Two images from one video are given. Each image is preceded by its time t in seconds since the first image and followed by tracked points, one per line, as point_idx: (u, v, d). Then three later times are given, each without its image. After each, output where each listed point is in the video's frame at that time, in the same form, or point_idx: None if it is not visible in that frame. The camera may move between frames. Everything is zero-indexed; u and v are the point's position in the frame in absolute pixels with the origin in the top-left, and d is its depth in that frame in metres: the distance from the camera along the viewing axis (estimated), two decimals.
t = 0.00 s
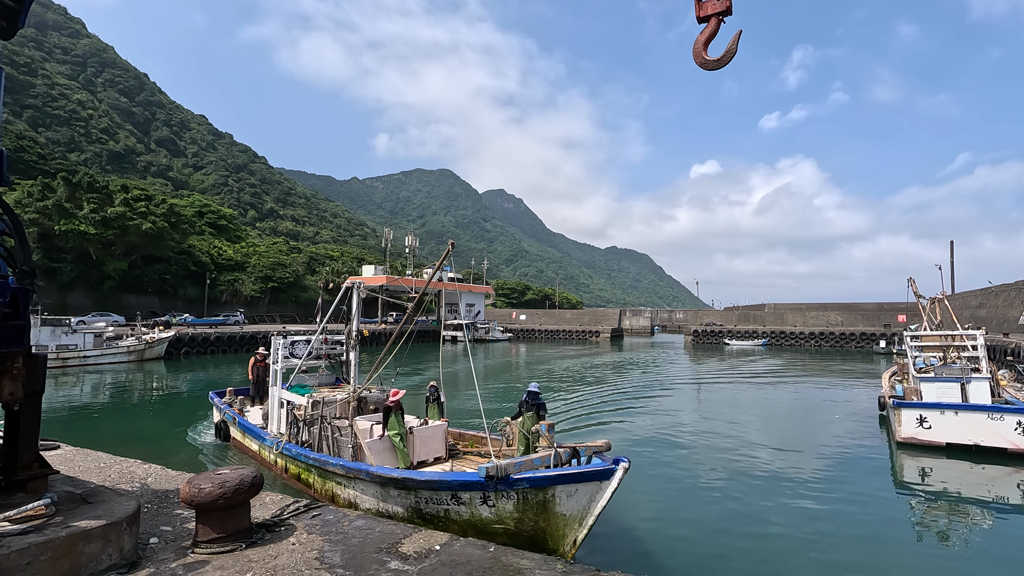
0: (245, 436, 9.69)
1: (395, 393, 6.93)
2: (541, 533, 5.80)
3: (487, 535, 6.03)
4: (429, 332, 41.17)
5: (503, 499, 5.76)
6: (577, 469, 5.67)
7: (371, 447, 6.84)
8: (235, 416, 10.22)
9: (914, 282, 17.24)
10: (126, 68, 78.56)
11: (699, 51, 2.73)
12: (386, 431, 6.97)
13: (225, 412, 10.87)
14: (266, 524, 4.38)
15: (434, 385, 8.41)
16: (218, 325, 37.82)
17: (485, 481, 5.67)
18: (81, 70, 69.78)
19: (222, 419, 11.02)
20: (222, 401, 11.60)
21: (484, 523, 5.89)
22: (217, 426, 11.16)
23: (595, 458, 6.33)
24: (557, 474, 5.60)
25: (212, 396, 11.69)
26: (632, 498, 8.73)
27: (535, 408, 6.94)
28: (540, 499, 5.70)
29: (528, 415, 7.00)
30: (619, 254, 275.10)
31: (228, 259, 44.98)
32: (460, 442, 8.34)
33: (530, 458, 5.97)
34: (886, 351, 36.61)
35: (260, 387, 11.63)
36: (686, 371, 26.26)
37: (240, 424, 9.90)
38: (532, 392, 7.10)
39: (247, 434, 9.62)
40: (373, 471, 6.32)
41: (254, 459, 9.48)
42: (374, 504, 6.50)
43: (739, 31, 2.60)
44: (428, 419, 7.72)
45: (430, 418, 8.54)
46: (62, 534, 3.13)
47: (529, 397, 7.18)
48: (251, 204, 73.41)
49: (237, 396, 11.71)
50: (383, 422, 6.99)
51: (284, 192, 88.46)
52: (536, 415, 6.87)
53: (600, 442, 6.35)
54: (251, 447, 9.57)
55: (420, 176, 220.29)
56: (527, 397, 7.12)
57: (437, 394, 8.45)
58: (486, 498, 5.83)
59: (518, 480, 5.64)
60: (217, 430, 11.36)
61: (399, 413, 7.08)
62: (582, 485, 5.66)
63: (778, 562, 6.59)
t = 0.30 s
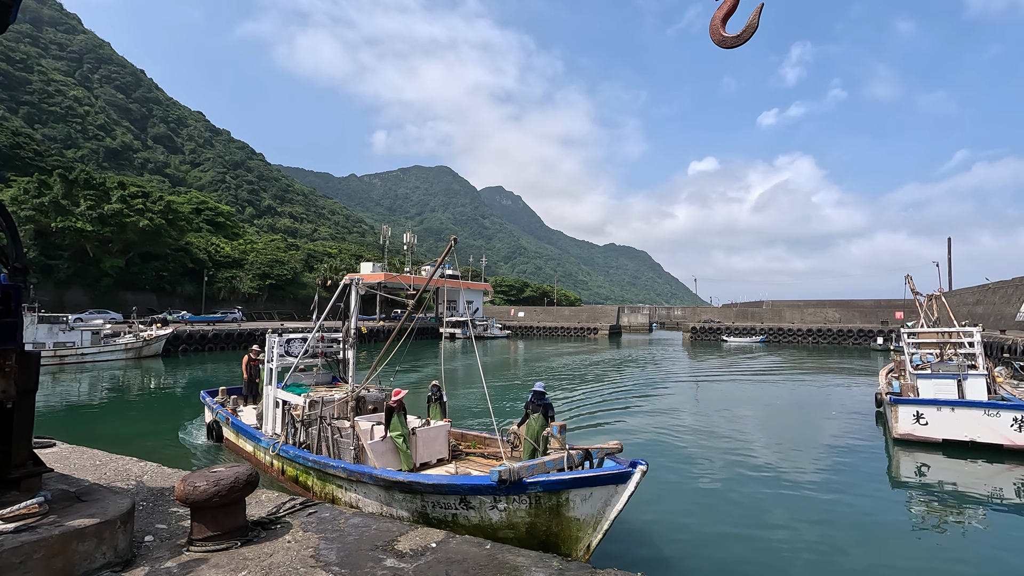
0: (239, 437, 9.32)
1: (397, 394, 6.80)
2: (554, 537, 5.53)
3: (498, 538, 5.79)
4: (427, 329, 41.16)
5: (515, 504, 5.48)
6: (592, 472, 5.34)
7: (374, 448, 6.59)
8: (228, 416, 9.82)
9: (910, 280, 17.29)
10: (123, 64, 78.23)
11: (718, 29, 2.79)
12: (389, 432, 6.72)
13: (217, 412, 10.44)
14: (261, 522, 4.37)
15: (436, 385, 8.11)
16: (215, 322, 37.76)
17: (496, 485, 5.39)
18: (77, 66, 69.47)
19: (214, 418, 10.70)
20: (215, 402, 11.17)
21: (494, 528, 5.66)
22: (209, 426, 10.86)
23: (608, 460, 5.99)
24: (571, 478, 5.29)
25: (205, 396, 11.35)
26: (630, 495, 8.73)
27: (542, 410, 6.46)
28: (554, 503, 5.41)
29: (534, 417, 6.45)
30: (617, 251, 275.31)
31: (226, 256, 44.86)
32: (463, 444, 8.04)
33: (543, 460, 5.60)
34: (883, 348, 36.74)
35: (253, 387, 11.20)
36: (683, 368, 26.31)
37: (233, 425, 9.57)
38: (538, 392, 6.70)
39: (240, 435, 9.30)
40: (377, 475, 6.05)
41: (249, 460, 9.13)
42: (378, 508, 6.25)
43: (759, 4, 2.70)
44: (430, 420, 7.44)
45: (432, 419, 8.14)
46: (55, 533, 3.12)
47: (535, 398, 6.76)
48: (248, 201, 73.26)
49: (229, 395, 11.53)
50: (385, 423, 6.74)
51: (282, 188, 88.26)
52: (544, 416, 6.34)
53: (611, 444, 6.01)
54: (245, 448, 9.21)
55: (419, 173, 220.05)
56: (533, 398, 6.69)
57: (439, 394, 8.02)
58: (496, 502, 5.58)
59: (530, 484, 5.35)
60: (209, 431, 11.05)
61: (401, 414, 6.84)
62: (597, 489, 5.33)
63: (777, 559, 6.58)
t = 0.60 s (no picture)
0: (230, 437, 8.93)
1: (398, 393, 6.44)
2: (563, 542, 5.30)
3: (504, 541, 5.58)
4: (424, 327, 41.13)
5: (524, 508, 5.25)
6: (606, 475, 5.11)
7: (374, 450, 6.30)
8: (219, 416, 9.41)
9: (905, 277, 17.36)
10: (118, 60, 77.76)
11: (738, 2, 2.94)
12: (388, 432, 6.45)
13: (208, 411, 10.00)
14: (251, 519, 4.35)
15: (434, 383, 7.87)
16: (211, 319, 37.67)
17: (506, 489, 5.12)
18: (72, 62, 69.04)
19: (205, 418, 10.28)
20: (205, 401, 10.74)
21: (500, 533, 5.40)
22: (199, 426, 10.43)
23: (616, 462, 5.70)
24: (585, 482, 5.04)
25: (194, 395, 10.87)
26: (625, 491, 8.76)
27: (543, 410, 6.07)
28: (564, 507, 5.18)
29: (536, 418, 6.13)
30: (614, 248, 275.34)
31: (222, 253, 44.70)
32: (461, 443, 7.80)
33: (552, 462, 5.40)
34: (878, 346, 36.89)
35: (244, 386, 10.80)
36: (680, 365, 26.37)
37: (225, 424, 9.13)
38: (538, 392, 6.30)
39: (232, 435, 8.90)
40: (378, 478, 5.75)
41: (241, 461, 8.75)
42: (379, 512, 5.96)
43: None
44: (430, 419, 7.19)
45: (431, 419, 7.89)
46: (39, 530, 3.09)
47: (535, 398, 6.36)
48: (244, 198, 73.00)
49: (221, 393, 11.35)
50: (384, 422, 6.44)
51: (278, 185, 87.99)
52: (545, 419, 5.99)
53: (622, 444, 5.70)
54: (236, 449, 8.83)
55: (416, 170, 219.52)
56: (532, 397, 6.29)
57: (439, 394, 7.80)
58: (504, 506, 5.32)
59: (541, 487, 5.10)
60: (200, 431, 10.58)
61: (402, 414, 6.50)
62: (609, 492, 5.11)
63: (770, 556, 6.61)
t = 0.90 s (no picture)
0: (219, 439, 8.44)
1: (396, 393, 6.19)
2: (571, 547, 5.16)
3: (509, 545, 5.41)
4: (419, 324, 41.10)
5: (532, 512, 5.10)
6: (618, 477, 5.01)
7: (371, 452, 6.08)
8: (207, 416, 8.92)
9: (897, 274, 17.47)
10: (111, 56, 77.19)
11: None
12: (386, 433, 6.20)
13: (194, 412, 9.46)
14: (237, 515, 4.33)
15: (432, 382, 7.69)
16: (206, 317, 37.52)
17: (514, 492, 4.96)
18: (64, 58, 68.52)
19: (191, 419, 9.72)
20: (192, 400, 10.18)
21: (507, 537, 5.25)
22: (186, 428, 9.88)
23: (624, 463, 5.63)
24: (596, 483, 4.93)
25: (180, 395, 10.31)
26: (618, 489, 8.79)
27: (546, 410, 5.84)
28: (574, 510, 5.05)
29: (538, 417, 5.87)
30: (610, 247, 275.64)
31: (216, 250, 44.51)
32: (461, 443, 7.60)
33: (561, 464, 5.21)
34: (872, 344, 37.09)
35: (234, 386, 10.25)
36: (675, 363, 26.39)
37: (214, 425, 8.62)
38: (539, 390, 6.06)
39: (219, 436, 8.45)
40: (378, 481, 5.57)
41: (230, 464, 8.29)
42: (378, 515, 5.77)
43: None
44: (428, 419, 6.97)
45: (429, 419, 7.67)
46: (19, 526, 3.08)
47: (536, 397, 6.11)
48: (239, 195, 72.67)
49: (210, 393, 11.03)
50: (381, 423, 6.19)
51: (273, 182, 87.64)
52: (549, 418, 5.76)
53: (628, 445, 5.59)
54: (226, 451, 8.36)
55: (411, 167, 219.00)
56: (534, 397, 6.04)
57: (437, 393, 7.60)
58: (511, 509, 5.15)
59: (551, 490, 4.96)
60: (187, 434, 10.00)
61: (401, 414, 6.29)
62: (620, 495, 5.02)
63: (762, 554, 6.63)
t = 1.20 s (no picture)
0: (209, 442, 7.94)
1: (395, 393, 5.99)
2: (583, 553, 5.05)
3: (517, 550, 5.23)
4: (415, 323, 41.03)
5: (544, 518, 4.93)
6: (635, 481, 4.95)
7: (371, 456, 5.82)
8: (195, 419, 8.39)
9: (892, 272, 17.52)
10: (103, 53, 76.55)
11: None
12: (386, 436, 5.96)
13: (182, 414, 8.94)
14: (226, 516, 4.28)
15: (432, 381, 7.55)
16: (200, 316, 37.29)
17: (528, 497, 4.78)
18: (56, 55, 67.97)
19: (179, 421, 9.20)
20: (180, 403, 9.68)
21: (516, 543, 5.06)
22: (173, 431, 9.31)
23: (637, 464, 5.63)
24: (612, 487, 4.86)
25: (167, 397, 9.88)
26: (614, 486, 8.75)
27: (556, 410, 5.75)
28: (588, 515, 4.93)
29: (548, 417, 5.74)
30: (606, 245, 275.94)
31: (210, 248, 44.25)
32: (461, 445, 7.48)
33: (574, 467, 5.16)
34: (866, 341, 37.29)
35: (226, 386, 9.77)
36: (671, 361, 26.38)
37: (204, 428, 8.09)
38: (548, 390, 5.90)
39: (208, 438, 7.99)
40: (380, 486, 5.31)
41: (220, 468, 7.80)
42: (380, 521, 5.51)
43: None
44: (428, 421, 6.78)
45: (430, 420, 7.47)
46: None
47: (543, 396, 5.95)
48: (234, 193, 72.26)
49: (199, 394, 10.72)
50: (381, 425, 5.94)
51: (268, 181, 87.25)
52: (558, 418, 5.67)
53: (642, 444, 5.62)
54: (214, 454, 7.86)
55: (407, 165, 218.37)
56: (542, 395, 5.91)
57: (437, 394, 7.48)
58: (522, 515, 4.96)
59: (565, 494, 4.82)
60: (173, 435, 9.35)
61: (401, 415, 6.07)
62: (637, 498, 4.98)
63: (757, 552, 6.61)
